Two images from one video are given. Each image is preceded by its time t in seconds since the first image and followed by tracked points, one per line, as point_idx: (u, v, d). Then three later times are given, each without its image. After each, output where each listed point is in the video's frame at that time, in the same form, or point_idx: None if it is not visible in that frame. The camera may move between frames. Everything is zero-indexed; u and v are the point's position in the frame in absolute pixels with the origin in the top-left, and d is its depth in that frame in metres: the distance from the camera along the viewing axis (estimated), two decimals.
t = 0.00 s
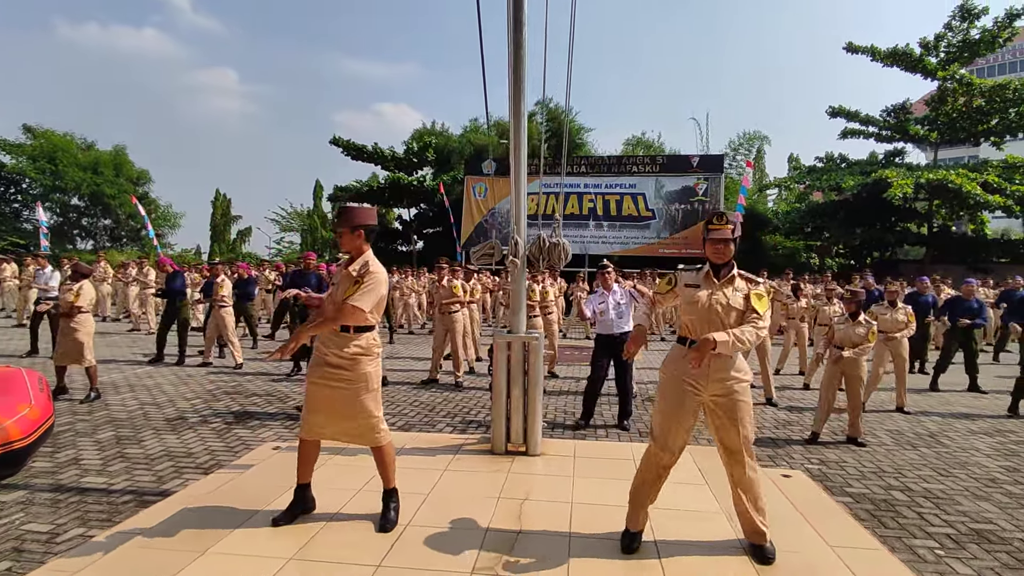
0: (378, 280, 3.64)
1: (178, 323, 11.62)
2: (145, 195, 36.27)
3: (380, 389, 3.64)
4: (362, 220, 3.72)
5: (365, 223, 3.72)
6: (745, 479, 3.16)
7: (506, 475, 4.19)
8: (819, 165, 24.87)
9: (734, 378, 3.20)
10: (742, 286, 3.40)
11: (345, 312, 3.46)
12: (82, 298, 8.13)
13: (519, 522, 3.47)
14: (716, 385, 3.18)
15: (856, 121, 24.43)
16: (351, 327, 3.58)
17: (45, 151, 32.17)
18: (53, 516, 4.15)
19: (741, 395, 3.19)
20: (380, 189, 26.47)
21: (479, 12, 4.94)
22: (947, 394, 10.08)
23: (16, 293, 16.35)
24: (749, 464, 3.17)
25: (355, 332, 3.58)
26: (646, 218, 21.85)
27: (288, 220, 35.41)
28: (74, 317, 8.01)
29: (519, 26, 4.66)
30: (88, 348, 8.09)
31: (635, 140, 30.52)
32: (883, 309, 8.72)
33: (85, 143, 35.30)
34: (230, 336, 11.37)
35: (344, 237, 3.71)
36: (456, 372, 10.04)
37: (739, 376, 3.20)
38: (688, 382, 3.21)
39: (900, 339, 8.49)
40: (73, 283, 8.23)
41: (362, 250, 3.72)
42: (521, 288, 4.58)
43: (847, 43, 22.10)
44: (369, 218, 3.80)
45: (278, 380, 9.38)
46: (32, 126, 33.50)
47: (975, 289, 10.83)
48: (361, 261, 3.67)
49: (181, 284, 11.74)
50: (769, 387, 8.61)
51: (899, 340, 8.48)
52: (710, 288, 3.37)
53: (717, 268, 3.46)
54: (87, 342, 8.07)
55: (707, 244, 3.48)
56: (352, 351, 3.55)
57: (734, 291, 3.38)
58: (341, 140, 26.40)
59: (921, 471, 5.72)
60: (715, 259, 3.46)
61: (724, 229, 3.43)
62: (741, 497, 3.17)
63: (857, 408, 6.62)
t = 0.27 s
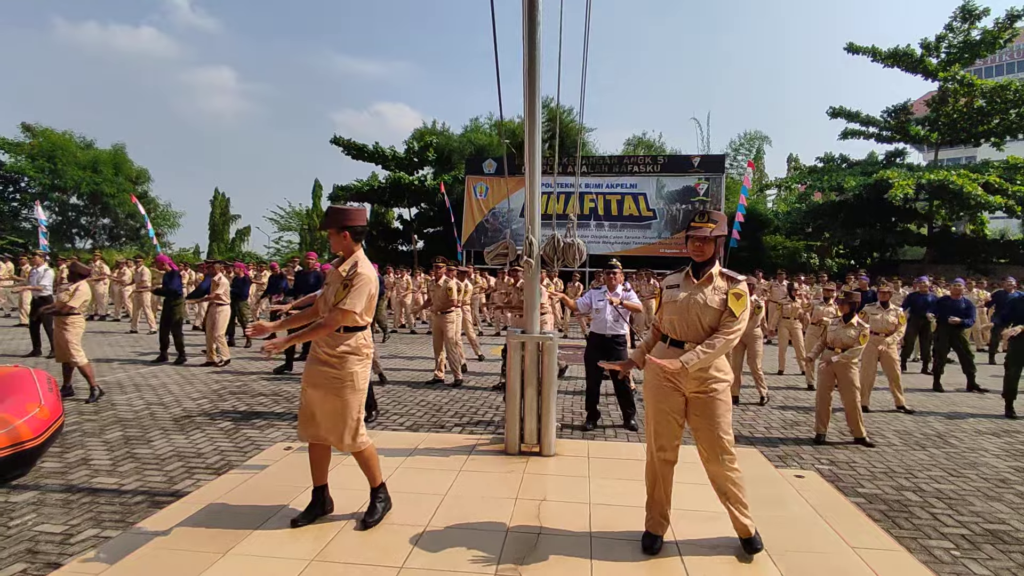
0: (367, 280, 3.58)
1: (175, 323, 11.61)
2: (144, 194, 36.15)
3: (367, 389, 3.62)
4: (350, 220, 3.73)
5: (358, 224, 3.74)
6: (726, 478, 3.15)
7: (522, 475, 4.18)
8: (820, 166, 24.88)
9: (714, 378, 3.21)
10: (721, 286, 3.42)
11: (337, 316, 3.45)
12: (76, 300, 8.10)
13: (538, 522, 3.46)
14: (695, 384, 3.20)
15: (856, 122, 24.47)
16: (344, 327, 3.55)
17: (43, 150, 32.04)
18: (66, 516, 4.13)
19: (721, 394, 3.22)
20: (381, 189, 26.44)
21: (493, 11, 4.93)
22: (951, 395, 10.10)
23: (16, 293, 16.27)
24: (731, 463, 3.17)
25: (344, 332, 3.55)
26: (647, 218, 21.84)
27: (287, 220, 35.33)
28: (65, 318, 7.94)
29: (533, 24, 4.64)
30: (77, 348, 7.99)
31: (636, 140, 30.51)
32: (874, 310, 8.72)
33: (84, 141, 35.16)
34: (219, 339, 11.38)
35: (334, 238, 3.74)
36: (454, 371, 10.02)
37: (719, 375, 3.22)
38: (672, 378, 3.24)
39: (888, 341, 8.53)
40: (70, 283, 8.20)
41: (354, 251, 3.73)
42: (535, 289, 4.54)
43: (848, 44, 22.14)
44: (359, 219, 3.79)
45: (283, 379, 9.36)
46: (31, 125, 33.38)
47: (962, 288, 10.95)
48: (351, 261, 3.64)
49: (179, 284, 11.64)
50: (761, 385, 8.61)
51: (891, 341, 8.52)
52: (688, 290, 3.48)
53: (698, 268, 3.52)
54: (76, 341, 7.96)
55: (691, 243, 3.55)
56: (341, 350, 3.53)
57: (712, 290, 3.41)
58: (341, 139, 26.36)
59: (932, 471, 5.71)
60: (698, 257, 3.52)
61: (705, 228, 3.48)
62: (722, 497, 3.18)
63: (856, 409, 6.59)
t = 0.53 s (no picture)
0: (372, 285, 3.63)
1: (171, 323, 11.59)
2: (142, 194, 36.03)
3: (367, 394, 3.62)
4: (347, 224, 3.66)
5: (357, 227, 3.71)
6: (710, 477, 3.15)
7: (531, 476, 4.17)
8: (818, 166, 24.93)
9: (715, 375, 3.22)
10: (718, 287, 3.49)
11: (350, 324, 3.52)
12: (71, 299, 8.02)
13: (550, 524, 3.45)
14: (696, 381, 3.23)
15: (855, 122, 24.54)
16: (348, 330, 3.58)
17: (40, 149, 31.87)
18: (72, 518, 4.10)
19: (722, 394, 3.22)
20: (380, 188, 26.41)
21: (500, 12, 4.93)
22: (951, 395, 10.14)
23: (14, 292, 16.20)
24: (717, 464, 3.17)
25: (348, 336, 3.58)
26: (646, 218, 21.86)
27: (285, 219, 35.26)
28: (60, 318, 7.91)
29: (542, 25, 4.64)
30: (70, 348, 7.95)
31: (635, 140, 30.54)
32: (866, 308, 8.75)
33: (81, 140, 35.04)
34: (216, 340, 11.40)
35: (331, 242, 3.68)
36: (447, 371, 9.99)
37: (721, 374, 3.22)
38: (674, 377, 3.28)
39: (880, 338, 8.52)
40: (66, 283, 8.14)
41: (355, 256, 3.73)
42: (542, 290, 4.56)
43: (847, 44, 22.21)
44: (355, 221, 3.74)
45: (285, 379, 9.34)
46: (28, 124, 33.23)
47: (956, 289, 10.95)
48: (353, 267, 3.68)
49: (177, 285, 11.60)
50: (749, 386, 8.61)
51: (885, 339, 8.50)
52: (686, 292, 3.54)
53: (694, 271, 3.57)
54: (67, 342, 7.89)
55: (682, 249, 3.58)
56: (341, 351, 3.54)
57: (711, 291, 3.48)
58: (341, 139, 26.32)
59: (937, 471, 5.72)
60: (691, 262, 3.57)
61: (692, 234, 3.53)
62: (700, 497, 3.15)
63: (838, 408, 6.64)
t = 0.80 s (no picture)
0: (367, 279, 3.62)
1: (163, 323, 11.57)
2: (138, 193, 35.88)
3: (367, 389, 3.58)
4: (343, 218, 3.67)
5: (354, 221, 3.70)
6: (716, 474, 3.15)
7: (540, 476, 4.15)
8: (816, 166, 24.98)
9: (716, 373, 3.21)
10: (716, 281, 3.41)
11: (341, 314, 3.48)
12: (66, 297, 7.97)
13: (563, 525, 3.43)
14: (697, 378, 3.22)
15: (853, 123, 24.61)
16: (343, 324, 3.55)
17: (36, 148, 31.67)
18: (79, 519, 4.07)
19: (724, 391, 3.21)
20: (379, 188, 26.37)
21: (508, 11, 4.91)
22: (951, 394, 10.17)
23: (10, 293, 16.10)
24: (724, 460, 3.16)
25: (345, 330, 3.54)
26: (645, 218, 21.88)
27: (283, 219, 35.15)
28: (57, 317, 7.89)
29: (550, 22, 4.61)
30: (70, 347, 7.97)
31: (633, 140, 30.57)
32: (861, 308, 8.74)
33: (76, 139, 34.85)
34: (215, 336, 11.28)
35: (328, 236, 3.69)
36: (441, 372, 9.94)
37: (722, 371, 3.22)
38: (675, 373, 3.27)
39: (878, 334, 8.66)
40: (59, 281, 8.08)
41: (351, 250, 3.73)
42: (551, 289, 4.54)
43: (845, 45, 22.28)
44: (352, 216, 3.73)
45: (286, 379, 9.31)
46: (23, 123, 33.03)
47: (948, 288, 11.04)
48: (349, 261, 3.65)
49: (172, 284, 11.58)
50: (750, 385, 8.59)
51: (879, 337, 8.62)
52: (683, 286, 3.49)
53: (691, 266, 3.48)
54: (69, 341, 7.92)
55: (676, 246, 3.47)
56: (342, 347, 3.53)
57: (707, 285, 3.40)
58: (339, 138, 26.26)
59: (943, 471, 5.73)
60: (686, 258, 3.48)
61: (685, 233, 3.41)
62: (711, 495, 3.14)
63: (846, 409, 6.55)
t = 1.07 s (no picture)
0: (348, 281, 3.53)
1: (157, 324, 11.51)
2: (135, 193, 35.70)
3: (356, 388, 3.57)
4: (332, 219, 3.64)
5: (343, 225, 3.67)
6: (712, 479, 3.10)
7: (554, 477, 4.14)
8: (814, 166, 25.04)
9: (693, 380, 3.12)
10: (696, 286, 3.25)
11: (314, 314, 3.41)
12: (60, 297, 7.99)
13: (582, 525, 3.41)
14: (674, 385, 3.14)
15: (851, 123, 24.69)
16: (326, 328, 3.51)
17: (32, 147, 31.45)
18: (89, 521, 4.03)
19: (704, 396, 3.13)
20: (377, 188, 26.32)
21: (521, 10, 4.90)
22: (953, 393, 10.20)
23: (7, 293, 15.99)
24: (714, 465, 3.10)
25: (327, 334, 3.50)
26: (644, 217, 21.89)
27: (280, 219, 35.02)
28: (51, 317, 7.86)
29: (563, 22, 4.61)
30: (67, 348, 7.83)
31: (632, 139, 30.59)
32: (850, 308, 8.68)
33: (72, 138, 34.66)
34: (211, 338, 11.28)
35: (315, 238, 3.67)
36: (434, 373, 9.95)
37: (699, 377, 3.12)
38: (652, 381, 3.20)
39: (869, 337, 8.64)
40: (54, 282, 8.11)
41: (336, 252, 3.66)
42: (564, 288, 4.53)
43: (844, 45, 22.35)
44: (342, 219, 3.71)
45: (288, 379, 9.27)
46: (19, 122, 32.82)
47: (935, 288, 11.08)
48: (331, 262, 3.55)
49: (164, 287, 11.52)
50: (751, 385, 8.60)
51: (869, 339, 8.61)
52: (665, 291, 3.29)
53: (672, 268, 3.31)
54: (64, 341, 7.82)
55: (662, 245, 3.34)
56: (325, 351, 3.49)
57: (688, 291, 3.24)
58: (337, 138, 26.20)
59: (951, 470, 5.74)
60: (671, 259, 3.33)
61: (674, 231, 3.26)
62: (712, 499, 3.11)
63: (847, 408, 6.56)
